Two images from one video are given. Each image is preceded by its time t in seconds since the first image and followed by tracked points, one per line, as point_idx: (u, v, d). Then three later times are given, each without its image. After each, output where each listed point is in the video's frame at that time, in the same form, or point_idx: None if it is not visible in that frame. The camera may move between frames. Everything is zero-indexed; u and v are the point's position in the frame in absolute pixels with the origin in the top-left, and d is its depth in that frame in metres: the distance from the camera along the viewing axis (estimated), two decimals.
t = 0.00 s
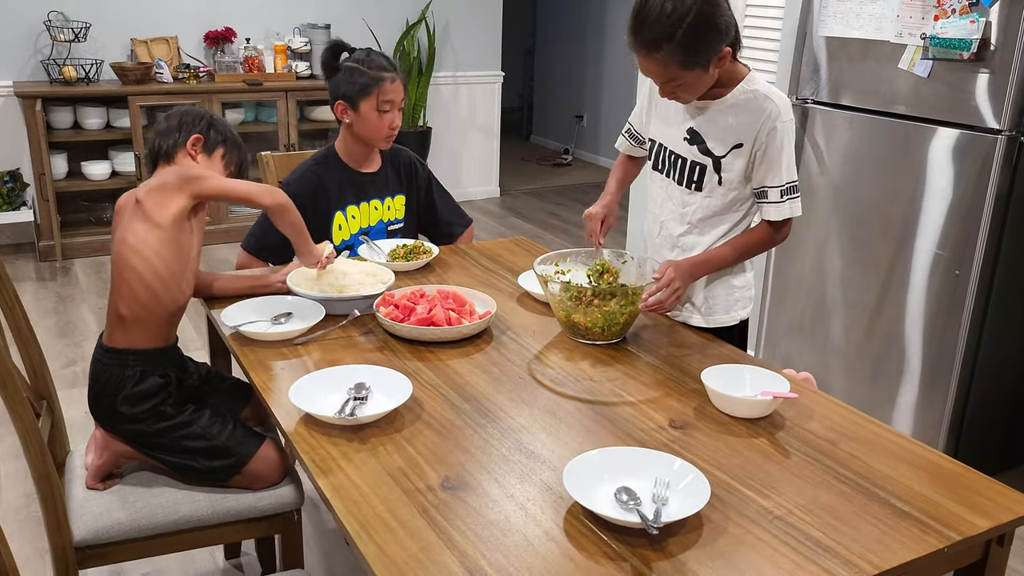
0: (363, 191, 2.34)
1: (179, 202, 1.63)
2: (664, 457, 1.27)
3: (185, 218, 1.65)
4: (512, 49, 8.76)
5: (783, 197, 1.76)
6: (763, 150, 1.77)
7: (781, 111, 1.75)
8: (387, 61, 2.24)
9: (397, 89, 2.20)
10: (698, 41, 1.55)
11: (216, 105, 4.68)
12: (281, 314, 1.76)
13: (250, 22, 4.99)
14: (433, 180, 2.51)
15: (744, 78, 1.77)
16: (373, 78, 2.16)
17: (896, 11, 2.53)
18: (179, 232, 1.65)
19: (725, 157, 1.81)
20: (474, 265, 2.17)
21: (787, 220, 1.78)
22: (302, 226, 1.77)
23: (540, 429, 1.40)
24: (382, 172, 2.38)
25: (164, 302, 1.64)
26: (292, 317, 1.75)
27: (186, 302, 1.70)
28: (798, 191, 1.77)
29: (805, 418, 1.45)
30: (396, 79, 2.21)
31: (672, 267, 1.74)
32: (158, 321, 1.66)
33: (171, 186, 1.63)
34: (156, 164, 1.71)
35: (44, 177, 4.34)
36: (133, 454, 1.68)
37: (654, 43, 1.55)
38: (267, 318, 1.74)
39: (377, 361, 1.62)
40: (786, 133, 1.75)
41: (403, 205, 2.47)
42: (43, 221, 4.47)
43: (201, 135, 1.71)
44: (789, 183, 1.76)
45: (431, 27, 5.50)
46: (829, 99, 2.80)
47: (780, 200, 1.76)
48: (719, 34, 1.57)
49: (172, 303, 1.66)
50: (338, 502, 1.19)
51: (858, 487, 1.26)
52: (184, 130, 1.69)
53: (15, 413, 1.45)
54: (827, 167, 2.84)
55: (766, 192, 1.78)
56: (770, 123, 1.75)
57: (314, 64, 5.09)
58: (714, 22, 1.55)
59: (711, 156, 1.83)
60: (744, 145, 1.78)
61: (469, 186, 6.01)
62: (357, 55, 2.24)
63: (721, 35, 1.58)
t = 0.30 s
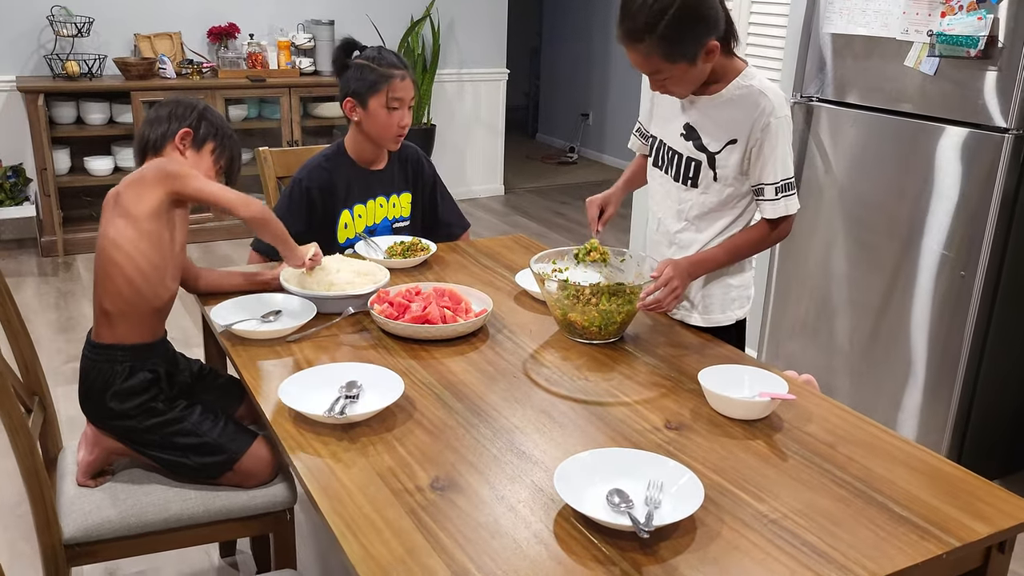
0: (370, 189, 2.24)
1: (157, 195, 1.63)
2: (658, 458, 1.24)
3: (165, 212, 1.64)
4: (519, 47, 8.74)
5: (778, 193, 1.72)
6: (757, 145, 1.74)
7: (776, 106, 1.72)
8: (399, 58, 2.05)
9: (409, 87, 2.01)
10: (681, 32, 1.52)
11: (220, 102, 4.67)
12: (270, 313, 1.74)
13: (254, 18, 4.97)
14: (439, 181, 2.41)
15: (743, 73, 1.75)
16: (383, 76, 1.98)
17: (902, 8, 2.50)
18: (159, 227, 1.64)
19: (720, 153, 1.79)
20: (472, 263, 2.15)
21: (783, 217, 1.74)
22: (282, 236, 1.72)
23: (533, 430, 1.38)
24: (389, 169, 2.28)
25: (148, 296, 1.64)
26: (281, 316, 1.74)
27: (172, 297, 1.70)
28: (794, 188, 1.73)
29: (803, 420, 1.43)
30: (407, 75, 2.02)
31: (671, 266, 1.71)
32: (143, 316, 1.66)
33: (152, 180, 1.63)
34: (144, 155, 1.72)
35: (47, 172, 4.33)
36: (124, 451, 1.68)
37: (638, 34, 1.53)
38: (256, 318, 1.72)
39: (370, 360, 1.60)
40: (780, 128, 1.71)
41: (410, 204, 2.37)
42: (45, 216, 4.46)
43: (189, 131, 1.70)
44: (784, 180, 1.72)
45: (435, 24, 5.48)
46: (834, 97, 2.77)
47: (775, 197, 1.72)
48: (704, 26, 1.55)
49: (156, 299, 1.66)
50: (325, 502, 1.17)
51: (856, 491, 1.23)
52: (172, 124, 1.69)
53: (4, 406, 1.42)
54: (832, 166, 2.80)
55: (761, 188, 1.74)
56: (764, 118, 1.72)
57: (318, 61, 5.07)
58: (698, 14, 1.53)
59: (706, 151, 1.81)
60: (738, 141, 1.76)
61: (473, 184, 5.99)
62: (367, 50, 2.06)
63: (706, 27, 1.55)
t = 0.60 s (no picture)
0: (374, 188, 2.14)
1: (145, 203, 1.59)
2: (656, 470, 1.20)
3: (153, 220, 1.61)
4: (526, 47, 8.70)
5: (776, 197, 1.68)
6: (755, 146, 1.70)
7: (774, 108, 1.67)
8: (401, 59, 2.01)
9: (408, 88, 1.96)
10: (669, 27, 1.52)
11: (224, 99, 4.64)
12: (264, 314, 1.71)
13: (259, 16, 4.95)
14: (445, 181, 2.30)
15: (744, 73, 1.71)
16: (380, 76, 1.93)
17: (913, 8, 2.46)
18: (147, 234, 1.61)
19: (718, 152, 1.76)
20: (472, 265, 2.11)
21: (784, 222, 1.69)
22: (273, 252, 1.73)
23: (529, 439, 1.34)
24: (394, 169, 2.18)
25: (139, 302, 1.62)
26: (275, 318, 1.71)
27: (163, 301, 1.68)
28: (794, 191, 1.68)
29: (807, 431, 1.39)
30: (407, 75, 1.97)
31: (674, 270, 1.68)
32: (134, 320, 1.64)
33: (142, 188, 1.58)
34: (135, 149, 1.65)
35: (49, 169, 4.31)
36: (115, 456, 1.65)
37: (628, 26, 1.54)
38: (250, 319, 1.69)
39: (364, 365, 1.57)
40: (778, 130, 1.66)
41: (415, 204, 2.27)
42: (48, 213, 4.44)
43: (190, 129, 1.65)
44: (783, 183, 1.67)
45: (442, 22, 5.44)
46: (843, 99, 2.73)
47: (772, 201, 1.68)
48: (695, 24, 1.54)
49: (147, 302, 1.63)
50: (312, 513, 1.13)
51: (862, 506, 1.19)
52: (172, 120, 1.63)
53: None
54: (841, 169, 2.76)
55: (760, 191, 1.70)
56: (762, 119, 1.68)
57: (323, 59, 5.04)
58: (690, 12, 1.53)
59: (704, 150, 1.79)
60: (736, 141, 1.72)
61: (478, 184, 5.96)
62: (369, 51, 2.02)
63: (698, 25, 1.55)
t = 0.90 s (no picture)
0: (366, 191, 2.10)
1: (123, 202, 1.55)
2: (646, 488, 1.16)
3: (131, 221, 1.57)
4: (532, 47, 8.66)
5: (768, 201, 1.63)
6: (746, 149, 1.66)
7: (762, 109, 1.63)
8: (393, 61, 1.97)
9: (399, 91, 1.92)
10: (650, 28, 1.50)
11: (225, 99, 4.61)
12: (250, 322, 1.67)
13: (261, 15, 4.91)
14: (439, 185, 2.25)
15: (735, 74, 1.68)
16: (369, 79, 1.90)
17: (920, 11, 2.40)
18: (125, 235, 1.57)
19: (709, 155, 1.73)
20: (467, 271, 2.07)
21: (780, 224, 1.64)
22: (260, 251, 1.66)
23: (516, 454, 1.30)
24: (388, 172, 2.14)
25: (117, 304, 1.58)
26: (262, 326, 1.67)
27: (144, 305, 1.64)
28: (787, 195, 1.62)
29: (806, 449, 1.34)
30: (398, 77, 1.93)
31: (671, 279, 1.63)
32: (114, 324, 1.60)
33: (118, 187, 1.55)
34: (126, 147, 1.61)
35: (49, 169, 4.29)
36: (96, 464, 1.62)
37: (610, 26, 1.53)
38: (236, 327, 1.65)
39: (350, 374, 1.53)
40: (766, 132, 1.61)
41: (409, 208, 2.22)
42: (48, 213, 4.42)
43: (181, 135, 1.60)
44: (775, 186, 1.62)
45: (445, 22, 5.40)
46: (849, 103, 2.68)
47: (764, 205, 1.64)
48: (678, 25, 1.52)
49: (126, 305, 1.59)
50: (288, 532, 1.09)
51: (861, 530, 1.14)
52: (163, 124, 1.59)
53: None
54: (846, 174, 2.71)
55: (753, 194, 1.65)
56: (751, 121, 1.64)
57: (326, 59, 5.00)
58: (672, 12, 1.51)
59: (696, 153, 1.75)
60: (726, 144, 1.69)
61: (482, 185, 5.92)
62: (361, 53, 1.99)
63: (680, 26, 1.53)
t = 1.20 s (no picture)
0: (361, 200, 2.08)
1: (99, 213, 1.54)
2: (638, 517, 1.12)
3: (107, 232, 1.56)
4: (541, 51, 8.62)
5: (760, 207, 1.59)
6: (738, 154, 1.63)
7: (752, 112, 1.61)
8: (389, 68, 1.93)
9: (394, 100, 1.89)
10: (630, 39, 1.52)
11: (230, 104, 4.59)
12: (240, 336, 1.64)
13: (268, 19, 4.89)
14: (438, 193, 2.21)
15: (724, 81, 1.67)
16: (363, 87, 1.87)
17: (931, 18, 2.36)
18: (101, 249, 1.56)
19: (704, 165, 1.71)
20: (465, 282, 2.03)
21: (781, 228, 1.59)
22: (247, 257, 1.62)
23: (506, 478, 1.26)
24: (384, 182, 2.11)
25: (94, 317, 1.58)
26: (252, 339, 1.63)
27: (124, 315, 1.64)
28: (779, 200, 1.58)
29: (806, 474, 1.29)
30: (392, 85, 1.90)
31: (669, 295, 1.58)
32: (93, 336, 1.60)
33: (95, 198, 1.54)
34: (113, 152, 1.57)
35: (53, 173, 4.28)
36: (79, 480, 1.61)
37: (592, 40, 1.56)
38: (226, 340, 1.62)
39: (340, 391, 1.49)
40: (755, 136, 1.59)
41: (407, 217, 2.19)
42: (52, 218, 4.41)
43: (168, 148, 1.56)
44: (766, 191, 1.58)
45: (453, 27, 5.37)
46: (858, 111, 2.63)
47: (757, 211, 1.59)
48: (658, 34, 1.53)
49: (105, 316, 1.59)
50: (265, 560, 1.05)
51: (862, 562, 1.10)
52: (152, 135, 1.55)
53: None
54: (855, 183, 2.66)
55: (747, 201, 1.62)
56: (740, 126, 1.62)
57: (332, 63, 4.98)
58: (652, 21, 1.52)
59: (691, 165, 1.74)
60: (719, 152, 1.67)
61: (489, 191, 5.88)
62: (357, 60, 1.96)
63: (661, 36, 1.54)
